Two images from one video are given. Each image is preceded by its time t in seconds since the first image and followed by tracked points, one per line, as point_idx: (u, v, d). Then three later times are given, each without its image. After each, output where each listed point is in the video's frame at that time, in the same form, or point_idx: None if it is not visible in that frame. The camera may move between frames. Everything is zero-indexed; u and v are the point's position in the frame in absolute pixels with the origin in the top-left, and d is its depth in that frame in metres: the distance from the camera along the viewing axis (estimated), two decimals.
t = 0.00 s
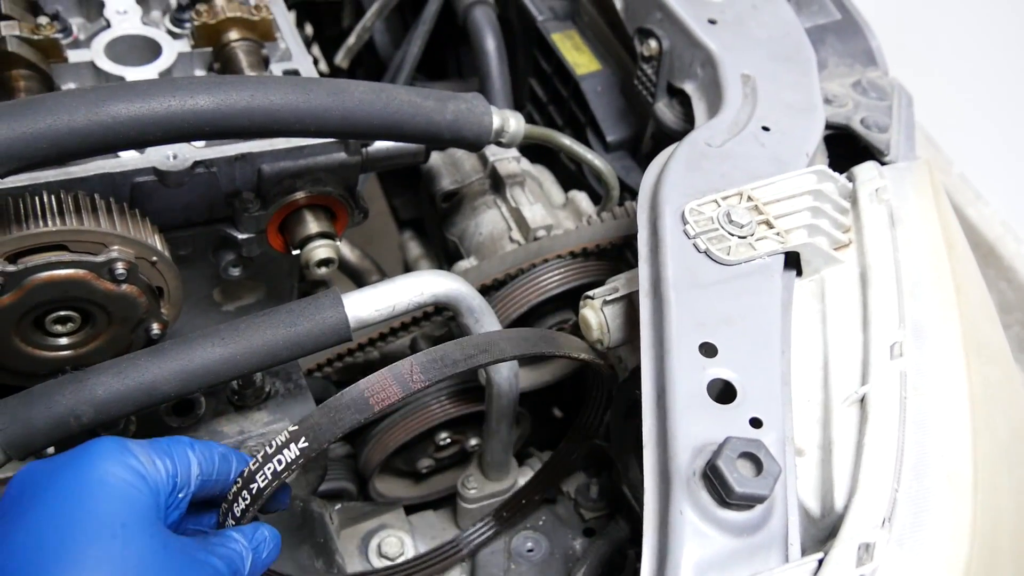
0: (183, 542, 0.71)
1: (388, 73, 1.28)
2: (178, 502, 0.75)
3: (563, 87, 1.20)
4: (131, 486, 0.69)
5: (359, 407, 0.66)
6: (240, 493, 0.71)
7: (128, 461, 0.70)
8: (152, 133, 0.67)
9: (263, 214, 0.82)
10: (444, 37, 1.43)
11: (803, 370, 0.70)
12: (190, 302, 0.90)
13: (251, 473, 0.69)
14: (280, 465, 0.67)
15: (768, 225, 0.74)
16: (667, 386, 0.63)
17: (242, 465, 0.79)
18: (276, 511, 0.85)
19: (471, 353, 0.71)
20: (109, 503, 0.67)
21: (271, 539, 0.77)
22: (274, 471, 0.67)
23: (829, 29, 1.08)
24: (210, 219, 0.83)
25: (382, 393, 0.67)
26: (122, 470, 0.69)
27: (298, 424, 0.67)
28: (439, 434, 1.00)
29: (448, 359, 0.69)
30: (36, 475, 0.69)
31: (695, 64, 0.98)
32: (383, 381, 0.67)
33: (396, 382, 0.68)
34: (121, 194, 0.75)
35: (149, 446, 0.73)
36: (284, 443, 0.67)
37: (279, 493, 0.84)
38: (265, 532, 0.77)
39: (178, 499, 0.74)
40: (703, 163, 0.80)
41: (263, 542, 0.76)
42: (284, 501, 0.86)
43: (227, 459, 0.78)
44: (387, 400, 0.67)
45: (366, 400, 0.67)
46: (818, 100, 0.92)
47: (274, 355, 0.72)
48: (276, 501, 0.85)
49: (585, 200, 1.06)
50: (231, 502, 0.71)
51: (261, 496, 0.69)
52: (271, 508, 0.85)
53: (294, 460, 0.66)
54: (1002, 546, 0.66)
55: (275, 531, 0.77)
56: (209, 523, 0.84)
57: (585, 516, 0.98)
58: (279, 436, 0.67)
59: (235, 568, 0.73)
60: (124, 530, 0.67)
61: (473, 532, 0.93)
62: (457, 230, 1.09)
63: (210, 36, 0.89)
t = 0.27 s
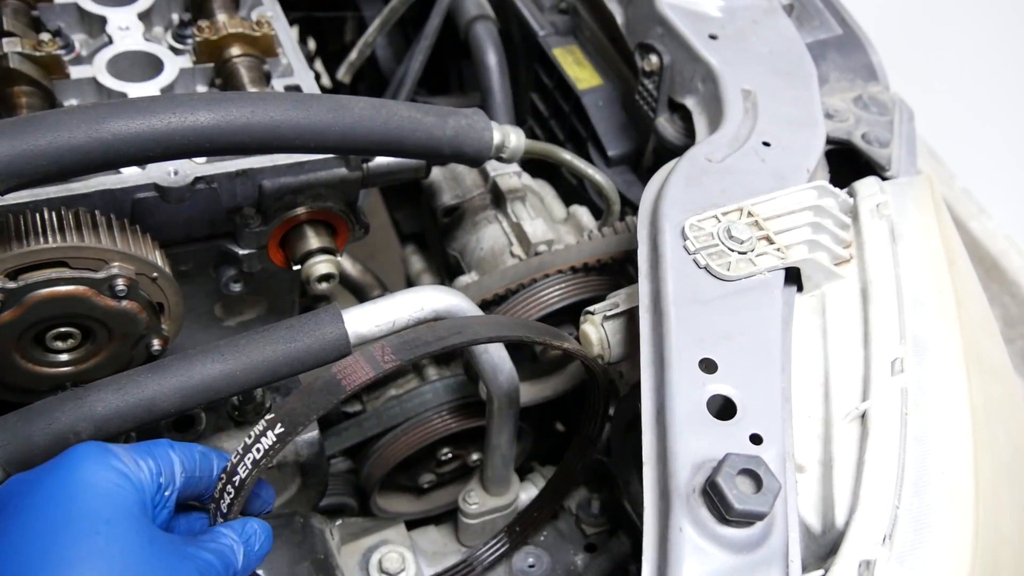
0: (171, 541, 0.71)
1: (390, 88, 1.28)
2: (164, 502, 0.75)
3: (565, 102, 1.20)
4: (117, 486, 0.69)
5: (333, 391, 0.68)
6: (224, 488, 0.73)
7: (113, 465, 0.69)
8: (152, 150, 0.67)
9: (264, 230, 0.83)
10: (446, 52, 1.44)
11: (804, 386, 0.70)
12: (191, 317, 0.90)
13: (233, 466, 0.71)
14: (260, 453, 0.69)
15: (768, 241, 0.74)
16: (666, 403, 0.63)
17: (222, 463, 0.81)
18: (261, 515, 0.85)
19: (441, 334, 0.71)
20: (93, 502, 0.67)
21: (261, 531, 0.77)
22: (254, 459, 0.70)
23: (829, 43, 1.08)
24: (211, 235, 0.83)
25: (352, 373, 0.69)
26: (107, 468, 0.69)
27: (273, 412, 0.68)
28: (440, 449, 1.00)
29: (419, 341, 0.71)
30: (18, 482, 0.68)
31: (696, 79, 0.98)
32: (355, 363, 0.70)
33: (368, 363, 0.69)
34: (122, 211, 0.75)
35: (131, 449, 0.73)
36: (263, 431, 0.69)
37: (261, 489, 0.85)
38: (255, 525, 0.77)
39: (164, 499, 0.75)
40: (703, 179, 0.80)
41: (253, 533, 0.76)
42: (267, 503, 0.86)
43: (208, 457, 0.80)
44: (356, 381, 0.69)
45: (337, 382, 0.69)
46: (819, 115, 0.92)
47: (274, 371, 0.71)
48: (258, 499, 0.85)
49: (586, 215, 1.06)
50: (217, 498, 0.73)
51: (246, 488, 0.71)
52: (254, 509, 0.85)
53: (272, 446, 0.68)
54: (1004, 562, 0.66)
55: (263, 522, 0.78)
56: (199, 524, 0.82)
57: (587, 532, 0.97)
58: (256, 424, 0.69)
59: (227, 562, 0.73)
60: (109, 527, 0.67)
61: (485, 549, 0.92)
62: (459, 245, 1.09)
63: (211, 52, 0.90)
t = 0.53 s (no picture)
0: (157, 556, 0.67)
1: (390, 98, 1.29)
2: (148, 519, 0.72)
3: (564, 110, 1.20)
4: (103, 500, 0.66)
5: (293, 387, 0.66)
6: (204, 500, 0.70)
7: (97, 480, 0.67)
8: (149, 163, 0.67)
9: (263, 241, 0.82)
10: (446, 62, 1.45)
11: (805, 393, 0.70)
12: (191, 329, 0.90)
13: (207, 477, 0.69)
14: (234, 459, 0.66)
15: (767, 247, 0.74)
16: (665, 412, 0.63)
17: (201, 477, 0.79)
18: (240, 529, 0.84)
19: (388, 317, 0.72)
20: (80, 516, 0.64)
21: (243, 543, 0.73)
22: (228, 465, 0.67)
23: (828, 49, 1.08)
24: (210, 246, 0.83)
25: (308, 366, 0.67)
26: (92, 482, 0.66)
27: (239, 416, 0.66)
28: (442, 459, 1.00)
29: (368, 326, 0.71)
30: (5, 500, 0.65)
31: (694, 86, 0.98)
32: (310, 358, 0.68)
33: (323, 355, 0.68)
34: (121, 223, 0.76)
35: (115, 464, 0.70)
36: (232, 437, 0.66)
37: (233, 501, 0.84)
38: (238, 538, 0.73)
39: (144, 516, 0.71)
40: (701, 186, 0.79)
41: (237, 545, 0.72)
42: (242, 516, 0.85)
43: (187, 472, 0.77)
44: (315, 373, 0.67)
45: (296, 376, 0.67)
46: (817, 121, 0.92)
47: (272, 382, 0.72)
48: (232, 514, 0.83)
49: (586, 222, 1.06)
50: (196, 513, 0.71)
51: (221, 499, 0.69)
52: (232, 526, 0.84)
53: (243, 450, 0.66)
54: (1007, 569, 0.65)
55: (245, 534, 0.73)
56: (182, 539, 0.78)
57: (590, 540, 0.97)
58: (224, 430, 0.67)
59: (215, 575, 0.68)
60: (97, 542, 0.63)
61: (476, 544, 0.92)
62: (459, 254, 1.09)
63: (209, 64, 0.90)
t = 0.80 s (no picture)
0: (181, 554, 0.67)
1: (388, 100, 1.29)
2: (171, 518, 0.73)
3: (562, 112, 1.20)
4: (123, 503, 0.66)
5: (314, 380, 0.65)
6: (228, 496, 0.69)
7: (118, 480, 0.67)
8: (145, 167, 0.67)
9: (260, 245, 0.83)
10: (444, 65, 1.45)
11: (802, 394, 0.70)
12: (190, 333, 0.90)
13: (231, 472, 0.67)
14: (258, 453, 0.65)
15: (764, 248, 0.74)
16: (662, 414, 0.63)
17: (224, 474, 0.79)
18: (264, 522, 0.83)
19: (405, 304, 0.71)
20: (99, 519, 0.64)
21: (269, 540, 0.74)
22: (253, 460, 0.66)
23: (826, 49, 1.08)
24: (208, 250, 0.83)
25: (329, 357, 0.67)
26: (112, 485, 0.66)
27: (262, 410, 0.65)
28: (442, 460, 1.00)
29: (385, 314, 0.71)
30: (24, 502, 0.65)
31: (691, 86, 0.98)
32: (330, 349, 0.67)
33: (341, 345, 0.67)
34: (119, 228, 0.76)
35: (136, 463, 0.71)
36: (255, 430, 0.65)
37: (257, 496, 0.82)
38: (264, 534, 0.74)
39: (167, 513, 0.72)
40: (698, 186, 0.79)
41: (263, 542, 0.74)
42: (266, 511, 0.84)
43: (210, 469, 0.77)
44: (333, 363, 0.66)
45: (317, 367, 0.66)
46: (814, 121, 0.92)
47: (271, 385, 0.72)
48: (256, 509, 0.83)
49: (585, 224, 1.06)
50: (222, 509, 0.69)
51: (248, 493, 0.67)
52: (255, 521, 0.83)
53: (267, 444, 0.65)
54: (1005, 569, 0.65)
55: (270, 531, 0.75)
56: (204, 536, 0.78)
57: (590, 542, 0.96)
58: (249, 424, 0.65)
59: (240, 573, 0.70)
60: (116, 545, 0.64)
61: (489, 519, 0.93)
62: (457, 256, 1.09)
63: (207, 68, 0.91)
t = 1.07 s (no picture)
0: (189, 555, 0.69)
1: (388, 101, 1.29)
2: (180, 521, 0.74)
3: (562, 112, 1.20)
4: (133, 505, 0.67)
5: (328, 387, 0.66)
6: (239, 499, 0.70)
7: (129, 482, 0.68)
8: (145, 167, 0.67)
9: (260, 245, 0.83)
10: (444, 65, 1.45)
11: (802, 392, 0.70)
12: (190, 332, 0.90)
13: (243, 475, 0.68)
14: (270, 456, 0.66)
15: (763, 247, 0.74)
16: (662, 412, 0.63)
17: (234, 476, 0.80)
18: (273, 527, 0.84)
19: (420, 313, 0.72)
20: (110, 521, 0.66)
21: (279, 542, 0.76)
22: (266, 463, 0.67)
23: (825, 49, 1.09)
24: (208, 250, 0.83)
25: (343, 362, 0.68)
26: (124, 487, 0.68)
27: (277, 413, 0.66)
28: (442, 460, 1.00)
29: (401, 321, 0.71)
30: (38, 502, 0.67)
31: (691, 86, 0.98)
32: (344, 355, 0.68)
33: (356, 350, 0.69)
34: (119, 228, 0.76)
35: (146, 464, 0.72)
36: (269, 433, 0.66)
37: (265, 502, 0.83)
38: (273, 537, 0.76)
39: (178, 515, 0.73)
40: (697, 186, 0.79)
41: (272, 545, 0.75)
42: (274, 517, 0.85)
43: (221, 470, 0.79)
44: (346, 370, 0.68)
45: (331, 372, 0.67)
46: (814, 121, 0.92)
47: (272, 385, 0.73)
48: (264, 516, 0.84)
49: (584, 224, 1.06)
50: (233, 511, 0.70)
51: (260, 496, 0.68)
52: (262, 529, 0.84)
53: (281, 448, 0.66)
54: (1004, 568, 0.65)
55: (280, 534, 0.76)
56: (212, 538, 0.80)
57: (590, 541, 0.96)
58: (262, 427, 0.66)
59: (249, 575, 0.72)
60: (126, 547, 0.65)
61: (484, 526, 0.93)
62: (457, 256, 1.09)
63: (207, 68, 0.91)
